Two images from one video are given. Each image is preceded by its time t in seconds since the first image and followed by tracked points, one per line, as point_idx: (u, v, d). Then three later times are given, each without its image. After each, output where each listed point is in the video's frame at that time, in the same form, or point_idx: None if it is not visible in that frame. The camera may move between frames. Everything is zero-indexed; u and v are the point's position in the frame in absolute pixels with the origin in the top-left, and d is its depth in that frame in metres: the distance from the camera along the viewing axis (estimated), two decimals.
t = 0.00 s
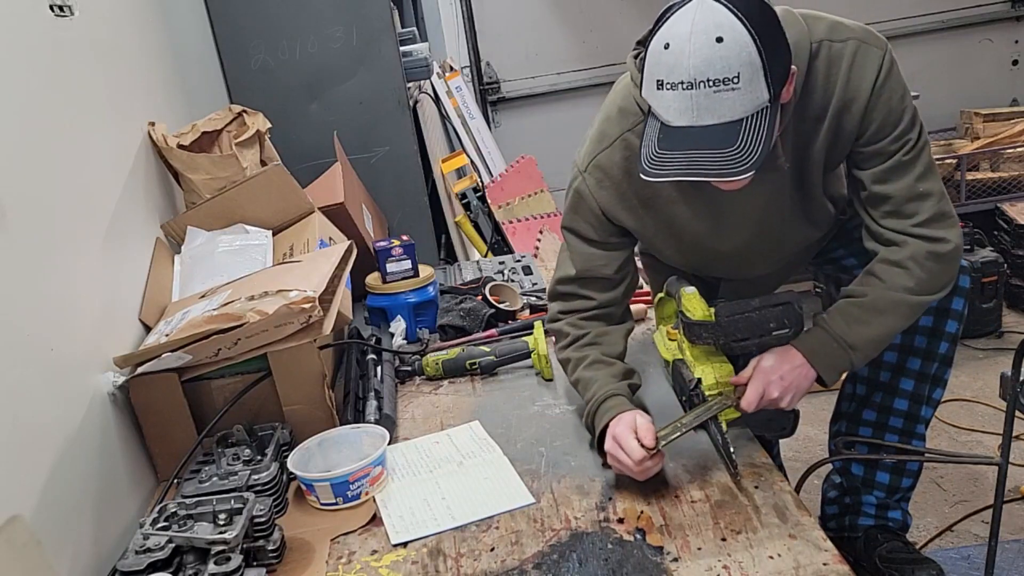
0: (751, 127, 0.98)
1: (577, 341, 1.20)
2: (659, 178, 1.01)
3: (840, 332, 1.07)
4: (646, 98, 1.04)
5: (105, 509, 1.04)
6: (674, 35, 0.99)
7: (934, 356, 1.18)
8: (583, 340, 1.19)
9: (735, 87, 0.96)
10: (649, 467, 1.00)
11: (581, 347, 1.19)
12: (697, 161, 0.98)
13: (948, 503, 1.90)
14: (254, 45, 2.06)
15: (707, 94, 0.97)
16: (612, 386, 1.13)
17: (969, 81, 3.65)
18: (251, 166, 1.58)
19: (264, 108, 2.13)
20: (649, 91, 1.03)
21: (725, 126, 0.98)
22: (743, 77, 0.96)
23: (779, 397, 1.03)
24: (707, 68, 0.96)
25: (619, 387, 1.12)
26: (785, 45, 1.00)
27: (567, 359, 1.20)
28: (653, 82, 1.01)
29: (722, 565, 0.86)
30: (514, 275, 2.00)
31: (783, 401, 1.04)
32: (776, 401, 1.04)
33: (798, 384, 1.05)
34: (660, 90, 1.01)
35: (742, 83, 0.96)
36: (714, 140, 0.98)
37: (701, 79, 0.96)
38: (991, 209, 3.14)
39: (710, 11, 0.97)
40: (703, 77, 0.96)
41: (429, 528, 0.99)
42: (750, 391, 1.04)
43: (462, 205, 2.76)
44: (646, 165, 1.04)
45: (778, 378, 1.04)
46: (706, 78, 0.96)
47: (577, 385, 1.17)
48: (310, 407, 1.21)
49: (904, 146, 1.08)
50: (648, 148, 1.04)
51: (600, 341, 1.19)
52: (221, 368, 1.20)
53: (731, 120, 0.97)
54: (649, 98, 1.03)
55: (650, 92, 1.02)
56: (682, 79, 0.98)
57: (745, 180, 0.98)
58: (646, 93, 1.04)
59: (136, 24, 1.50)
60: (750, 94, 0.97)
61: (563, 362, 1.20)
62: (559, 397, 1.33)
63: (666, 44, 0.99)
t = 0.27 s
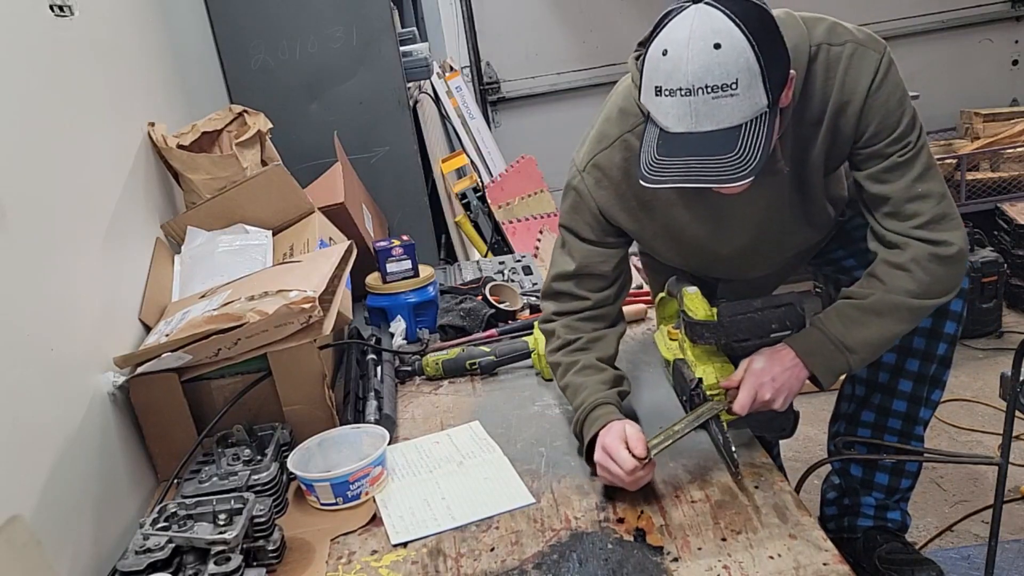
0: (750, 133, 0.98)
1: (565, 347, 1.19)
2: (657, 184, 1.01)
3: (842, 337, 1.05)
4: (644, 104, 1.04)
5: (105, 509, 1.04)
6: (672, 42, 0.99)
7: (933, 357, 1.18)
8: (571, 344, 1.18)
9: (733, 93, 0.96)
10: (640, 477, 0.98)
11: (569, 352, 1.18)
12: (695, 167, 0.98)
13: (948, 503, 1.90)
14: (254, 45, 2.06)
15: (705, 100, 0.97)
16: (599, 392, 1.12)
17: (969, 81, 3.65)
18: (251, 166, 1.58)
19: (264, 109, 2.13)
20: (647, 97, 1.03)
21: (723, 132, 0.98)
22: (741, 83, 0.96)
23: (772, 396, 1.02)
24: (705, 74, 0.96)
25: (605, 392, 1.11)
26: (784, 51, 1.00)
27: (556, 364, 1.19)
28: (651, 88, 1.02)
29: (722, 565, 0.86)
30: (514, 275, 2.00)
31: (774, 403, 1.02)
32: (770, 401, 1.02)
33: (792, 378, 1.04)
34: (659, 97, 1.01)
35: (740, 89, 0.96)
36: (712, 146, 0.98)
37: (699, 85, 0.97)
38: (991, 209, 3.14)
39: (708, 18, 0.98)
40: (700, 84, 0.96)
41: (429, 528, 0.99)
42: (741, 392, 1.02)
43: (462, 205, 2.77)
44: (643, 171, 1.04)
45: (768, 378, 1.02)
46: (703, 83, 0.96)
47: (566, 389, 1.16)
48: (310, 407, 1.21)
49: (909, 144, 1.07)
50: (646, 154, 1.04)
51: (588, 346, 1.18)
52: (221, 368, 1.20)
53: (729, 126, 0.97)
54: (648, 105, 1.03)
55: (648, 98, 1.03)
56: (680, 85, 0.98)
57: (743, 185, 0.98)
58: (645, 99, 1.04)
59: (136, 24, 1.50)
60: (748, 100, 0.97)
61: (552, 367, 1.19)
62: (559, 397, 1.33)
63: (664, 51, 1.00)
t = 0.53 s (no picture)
0: (748, 135, 0.98)
1: (568, 317, 1.19)
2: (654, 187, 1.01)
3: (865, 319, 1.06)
4: (642, 107, 1.05)
5: (105, 508, 1.04)
6: (670, 45, 1.00)
7: (934, 357, 1.18)
8: (575, 312, 1.19)
9: (731, 96, 0.96)
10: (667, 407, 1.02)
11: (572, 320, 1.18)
12: (695, 170, 0.98)
13: (948, 503, 1.90)
14: (254, 45, 2.06)
15: (703, 103, 0.97)
16: (608, 343, 1.12)
17: (969, 82, 3.65)
18: (251, 166, 1.58)
19: (264, 109, 2.13)
20: (645, 99, 1.03)
21: (721, 134, 0.98)
22: (739, 85, 0.96)
23: (810, 370, 1.04)
24: (703, 77, 0.96)
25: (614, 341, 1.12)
26: (783, 52, 1.00)
27: (560, 335, 1.18)
28: (649, 90, 1.02)
29: (722, 565, 0.86)
30: (514, 275, 2.00)
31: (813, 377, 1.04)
32: (806, 376, 1.04)
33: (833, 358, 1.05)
34: (657, 99, 1.01)
35: (738, 92, 0.96)
36: (710, 148, 0.98)
37: (698, 87, 0.97)
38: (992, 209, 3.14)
39: (705, 20, 0.98)
40: (699, 86, 0.97)
41: (429, 528, 0.99)
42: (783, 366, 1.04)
43: (462, 205, 2.77)
44: (642, 173, 1.03)
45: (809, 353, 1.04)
46: (702, 86, 0.97)
47: (573, 356, 1.15)
48: (310, 407, 1.21)
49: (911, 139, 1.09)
50: (644, 157, 1.04)
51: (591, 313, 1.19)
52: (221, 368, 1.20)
53: (727, 129, 0.98)
54: (646, 106, 1.04)
55: (646, 101, 1.03)
56: (678, 88, 0.98)
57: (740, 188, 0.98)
58: (643, 101, 1.04)
59: (136, 24, 1.50)
60: (746, 102, 0.97)
61: (555, 339, 1.18)
62: (560, 397, 1.33)
63: (662, 53, 1.00)
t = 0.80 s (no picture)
0: (789, 108, 0.99)
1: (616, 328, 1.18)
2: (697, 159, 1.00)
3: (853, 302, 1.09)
4: (676, 77, 1.03)
5: (104, 507, 1.04)
6: (714, 13, 0.99)
7: (915, 342, 1.17)
8: (624, 324, 1.17)
9: (776, 67, 0.97)
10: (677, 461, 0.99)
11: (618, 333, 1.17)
12: (738, 142, 0.99)
13: (948, 503, 1.90)
14: (253, 45, 2.06)
15: (749, 73, 0.97)
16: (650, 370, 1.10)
17: (969, 82, 3.65)
18: (251, 166, 1.57)
19: (263, 108, 2.12)
20: (681, 69, 1.02)
21: (763, 106, 0.99)
22: (784, 57, 0.97)
23: (828, 382, 1.06)
24: (750, 47, 0.96)
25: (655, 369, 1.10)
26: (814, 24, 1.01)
27: (604, 345, 1.18)
28: (687, 60, 1.01)
29: (722, 565, 0.86)
30: (514, 275, 2.00)
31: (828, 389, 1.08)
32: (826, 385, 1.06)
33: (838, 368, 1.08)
34: (696, 69, 1.00)
35: (783, 63, 0.97)
36: (754, 119, 0.99)
37: (745, 55, 0.97)
38: (992, 209, 3.14)
39: None
40: (745, 56, 0.97)
41: (429, 527, 0.99)
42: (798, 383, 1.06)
43: (462, 205, 2.74)
44: (679, 145, 1.01)
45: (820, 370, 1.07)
46: (748, 56, 0.97)
47: (614, 368, 1.15)
48: (310, 407, 1.21)
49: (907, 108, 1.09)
50: (677, 126, 1.02)
51: (647, 327, 1.17)
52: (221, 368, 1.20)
53: (768, 100, 0.98)
54: (681, 76, 1.02)
55: (683, 70, 1.01)
56: (723, 57, 0.97)
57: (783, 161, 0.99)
58: (677, 71, 1.03)
59: (135, 24, 1.50)
60: (789, 74, 0.98)
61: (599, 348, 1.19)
62: (559, 397, 1.33)
63: (704, 22, 0.99)
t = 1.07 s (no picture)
0: (802, 156, 1.00)
1: (594, 320, 1.18)
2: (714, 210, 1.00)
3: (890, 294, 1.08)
4: (688, 126, 1.03)
5: (104, 508, 1.04)
6: (723, 65, 0.99)
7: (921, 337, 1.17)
8: (601, 315, 1.18)
9: (787, 116, 0.98)
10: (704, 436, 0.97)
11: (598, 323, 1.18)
12: (752, 195, 0.99)
13: (948, 503, 1.90)
14: (253, 45, 2.06)
15: (761, 124, 0.98)
16: (638, 352, 1.12)
17: (969, 82, 3.65)
18: (251, 166, 1.57)
19: (263, 108, 2.12)
20: (693, 119, 1.02)
21: (777, 156, 0.99)
22: (795, 106, 0.98)
23: (862, 369, 1.06)
24: (761, 100, 0.97)
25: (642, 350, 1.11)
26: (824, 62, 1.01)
27: (585, 335, 1.18)
28: (698, 110, 1.00)
29: (722, 565, 0.86)
30: (514, 275, 2.00)
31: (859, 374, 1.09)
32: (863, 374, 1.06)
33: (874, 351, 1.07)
34: (708, 119, 1.00)
35: (795, 113, 0.98)
36: (767, 171, 0.99)
37: (758, 108, 0.97)
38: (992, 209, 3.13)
39: (760, 40, 0.98)
40: (757, 108, 0.97)
41: (429, 528, 0.99)
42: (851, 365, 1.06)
43: (462, 204, 2.75)
44: (694, 195, 1.02)
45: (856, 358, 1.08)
46: (759, 108, 0.97)
47: (600, 356, 1.15)
48: (310, 407, 1.21)
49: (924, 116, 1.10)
50: (690, 178, 1.03)
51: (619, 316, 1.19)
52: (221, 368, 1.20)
53: (779, 150, 0.99)
54: (692, 126, 1.02)
55: (693, 120, 1.01)
56: (735, 109, 0.98)
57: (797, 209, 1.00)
58: (689, 121, 1.02)
59: (136, 24, 1.50)
60: (801, 123, 0.99)
61: (579, 339, 1.18)
62: (559, 397, 1.33)
63: (714, 73, 0.99)
